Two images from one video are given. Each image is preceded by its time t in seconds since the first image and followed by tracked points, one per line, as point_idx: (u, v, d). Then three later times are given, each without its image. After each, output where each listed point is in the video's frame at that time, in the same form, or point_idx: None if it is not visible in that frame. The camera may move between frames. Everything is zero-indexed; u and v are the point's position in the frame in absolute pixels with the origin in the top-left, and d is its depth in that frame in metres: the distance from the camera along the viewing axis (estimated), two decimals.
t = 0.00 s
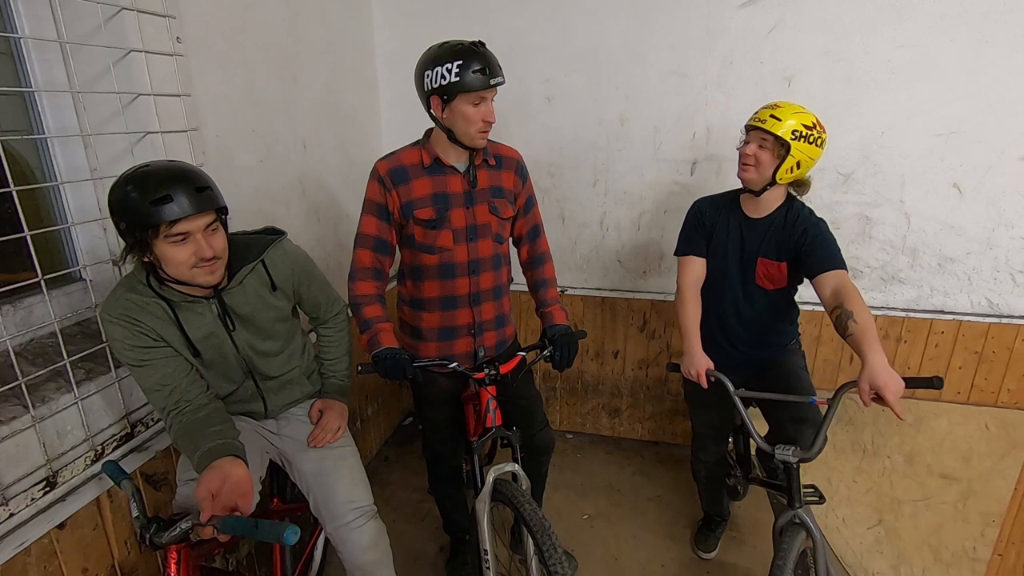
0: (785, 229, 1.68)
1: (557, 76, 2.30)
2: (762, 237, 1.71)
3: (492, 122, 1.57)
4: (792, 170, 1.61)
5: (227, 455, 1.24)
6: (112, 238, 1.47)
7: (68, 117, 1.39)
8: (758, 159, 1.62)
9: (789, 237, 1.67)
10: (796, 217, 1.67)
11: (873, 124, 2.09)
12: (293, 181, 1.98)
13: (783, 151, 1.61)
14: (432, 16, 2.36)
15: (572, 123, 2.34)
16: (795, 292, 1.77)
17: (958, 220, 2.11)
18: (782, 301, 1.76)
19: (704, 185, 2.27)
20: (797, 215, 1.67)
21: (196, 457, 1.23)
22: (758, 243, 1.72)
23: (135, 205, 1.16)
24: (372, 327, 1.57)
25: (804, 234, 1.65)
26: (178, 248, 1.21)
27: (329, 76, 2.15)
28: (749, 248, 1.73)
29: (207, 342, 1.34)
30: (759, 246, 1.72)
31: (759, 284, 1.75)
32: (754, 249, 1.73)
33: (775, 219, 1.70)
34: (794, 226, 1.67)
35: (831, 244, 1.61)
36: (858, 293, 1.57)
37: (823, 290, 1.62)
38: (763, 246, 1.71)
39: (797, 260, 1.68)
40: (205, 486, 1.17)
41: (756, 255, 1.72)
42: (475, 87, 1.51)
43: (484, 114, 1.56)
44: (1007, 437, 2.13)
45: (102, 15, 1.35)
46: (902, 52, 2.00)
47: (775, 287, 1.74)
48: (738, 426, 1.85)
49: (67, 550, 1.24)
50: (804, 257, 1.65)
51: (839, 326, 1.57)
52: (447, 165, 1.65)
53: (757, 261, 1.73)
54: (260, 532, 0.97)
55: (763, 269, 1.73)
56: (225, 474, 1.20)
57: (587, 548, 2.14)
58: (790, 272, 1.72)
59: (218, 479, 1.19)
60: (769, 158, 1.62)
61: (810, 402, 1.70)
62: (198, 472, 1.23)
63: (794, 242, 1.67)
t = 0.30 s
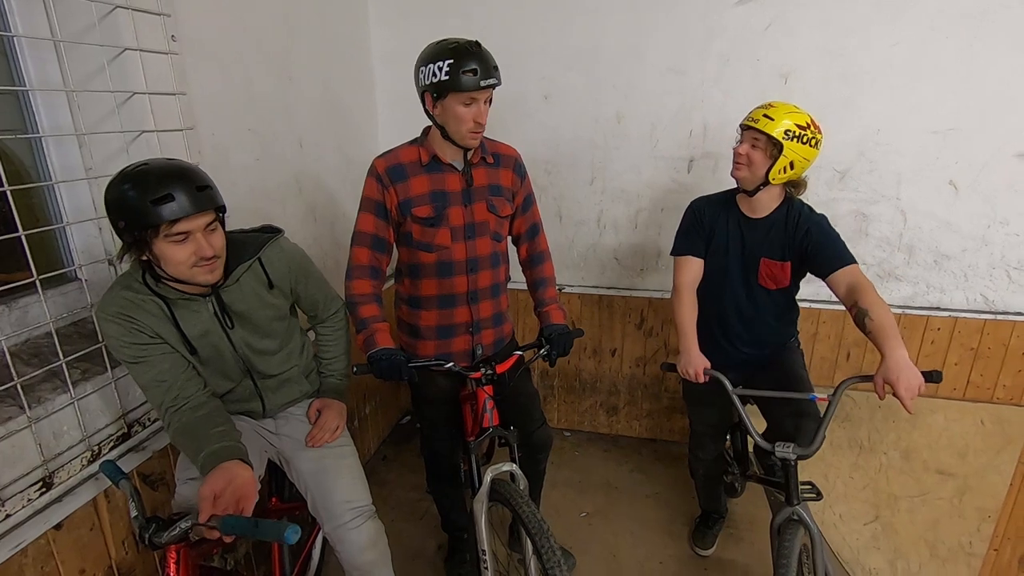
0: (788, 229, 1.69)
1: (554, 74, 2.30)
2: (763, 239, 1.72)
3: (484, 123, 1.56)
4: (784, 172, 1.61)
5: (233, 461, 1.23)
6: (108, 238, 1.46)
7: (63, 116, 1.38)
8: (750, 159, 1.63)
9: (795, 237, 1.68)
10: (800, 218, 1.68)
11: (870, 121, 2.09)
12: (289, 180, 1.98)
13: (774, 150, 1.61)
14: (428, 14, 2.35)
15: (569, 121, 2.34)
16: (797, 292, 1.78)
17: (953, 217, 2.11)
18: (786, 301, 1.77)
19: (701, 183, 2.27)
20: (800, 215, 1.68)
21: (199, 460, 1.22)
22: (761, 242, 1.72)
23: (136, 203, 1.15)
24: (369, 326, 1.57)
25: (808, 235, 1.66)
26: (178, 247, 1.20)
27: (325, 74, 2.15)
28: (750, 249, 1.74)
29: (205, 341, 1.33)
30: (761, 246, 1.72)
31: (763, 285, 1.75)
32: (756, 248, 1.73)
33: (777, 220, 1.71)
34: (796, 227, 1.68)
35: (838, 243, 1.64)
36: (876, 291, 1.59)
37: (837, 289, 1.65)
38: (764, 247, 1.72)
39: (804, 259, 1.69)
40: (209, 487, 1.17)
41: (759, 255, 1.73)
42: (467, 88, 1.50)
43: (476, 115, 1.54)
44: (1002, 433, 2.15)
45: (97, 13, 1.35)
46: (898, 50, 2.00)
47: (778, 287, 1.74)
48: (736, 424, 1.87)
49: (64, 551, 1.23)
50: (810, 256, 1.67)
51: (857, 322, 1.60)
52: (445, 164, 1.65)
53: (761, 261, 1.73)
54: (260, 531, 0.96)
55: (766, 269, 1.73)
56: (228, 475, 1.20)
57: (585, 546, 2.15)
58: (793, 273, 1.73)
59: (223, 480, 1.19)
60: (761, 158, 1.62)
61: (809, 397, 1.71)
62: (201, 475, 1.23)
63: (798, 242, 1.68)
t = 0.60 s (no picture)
0: (788, 227, 1.70)
1: (550, 71, 2.29)
2: (763, 237, 1.72)
3: (480, 121, 1.55)
4: (781, 175, 1.62)
5: (228, 468, 1.22)
6: (102, 238, 1.46)
7: (56, 115, 1.37)
8: (748, 161, 1.63)
9: (795, 235, 1.69)
10: (799, 214, 1.69)
11: (865, 117, 2.09)
12: (285, 179, 1.97)
13: (772, 153, 1.61)
14: (424, 12, 2.34)
15: (566, 118, 2.34)
16: (797, 291, 1.78)
17: (949, 213, 2.12)
18: (785, 299, 1.78)
19: (697, 180, 2.28)
20: (800, 213, 1.69)
21: (193, 468, 1.22)
22: (762, 240, 1.72)
23: (135, 200, 1.14)
24: (364, 325, 1.57)
25: (808, 232, 1.67)
26: (178, 244, 1.20)
27: (321, 73, 2.14)
28: (751, 247, 1.74)
29: (199, 341, 1.33)
30: (762, 245, 1.72)
31: (763, 283, 1.75)
32: (758, 245, 1.73)
33: (777, 218, 1.71)
34: (796, 225, 1.69)
35: (837, 239, 1.64)
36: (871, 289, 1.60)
37: (834, 287, 1.66)
38: (765, 246, 1.72)
39: (804, 256, 1.69)
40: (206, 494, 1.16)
41: (760, 253, 1.73)
42: (460, 85, 1.49)
43: (471, 112, 1.54)
44: (996, 427, 2.17)
45: (90, 12, 1.34)
46: (893, 47, 2.01)
47: (778, 286, 1.74)
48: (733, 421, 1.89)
49: (60, 552, 1.23)
50: (809, 253, 1.67)
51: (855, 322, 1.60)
52: (441, 162, 1.64)
53: (762, 259, 1.73)
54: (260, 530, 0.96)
55: (767, 267, 1.73)
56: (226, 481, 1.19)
57: (583, 543, 2.15)
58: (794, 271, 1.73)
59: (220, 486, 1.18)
60: (759, 160, 1.62)
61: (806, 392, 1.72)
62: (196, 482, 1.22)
63: (798, 239, 1.68)
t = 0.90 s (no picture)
0: (786, 225, 1.71)
1: (545, 71, 2.30)
2: (761, 236, 1.73)
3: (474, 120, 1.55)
4: (779, 175, 1.63)
5: (220, 465, 1.23)
6: (96, 240, 1.45)
7: (49, 117, 1.37)
8: (746, 162, 1.64)
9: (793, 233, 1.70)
10: (797, 212, 1.70)
11: (857, 116, 2.11)
12: (280, 180, 1.97)
13: (771, 154, 1.62)
14: (417, 12, 2.35)
15: (560, 118, 2.34)
16: (795, 289, 1.79)
17: (940, 211, 2.13)
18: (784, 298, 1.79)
19: (691, 179, 2.29)
20: (799, 211, 1.70)
21: (186, 466, 1.22)
22: (762, 239, 1.73)
23: (133, 205, 1.14)
24: (359, 326, 1.57)
25: (806, 230, 1.68)
26: (176, 248, 1.19)
27: (315, 73, 2.14)
28: (750, 246, 1.75)
29: (194, 344, 1.33)
30: (761, 243, 1.73)
31: (762, 282, 1.76)
32: (757, 244, 1.74)
33: (775, 217, 1.73)
34: (793, 223, 1.70)
35: (834, 236, 1.66)
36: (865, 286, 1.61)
37: (828, 282, 1.67)
38: (764, 244, 1.73)
39: (803, 253, 1.70)
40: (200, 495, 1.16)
41: (759, 252, 1.74)
42: (453, 85, 1.49)
43: (465, 112, 1.54)
44: (988, 423, 2.22)
45: (83, 13, 1.33)
46: (884, 46, 2.02)
47: (776, 284, 1.75)
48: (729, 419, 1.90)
49: (56, 555, 1.22)
50: (807, 250, 1.69)
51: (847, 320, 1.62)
52: (436, 162, 1.65)
53: (760, 258, 1.74)
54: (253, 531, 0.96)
55: (766, 266, 1.74)
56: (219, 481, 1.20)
57: (580, 542, 2.16)
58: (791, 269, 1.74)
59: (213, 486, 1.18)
60: (757, 162, 1.63)
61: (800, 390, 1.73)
62: (189, 481, 1.22)
63: (796, 237, 1.70)
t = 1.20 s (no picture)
0: (783, 224, 1.72)
1: (541, 71, 2.30)
2: (759, 235, 1.74)
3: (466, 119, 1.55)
4: (780, 176, 1.63)
5: (213, 472, 1.23)
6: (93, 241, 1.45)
7: (45, 118, 1.37)
8: (746, 163, 1.65)
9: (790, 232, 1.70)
10: (794, 211, 1.71)
11: (852, 115, 2.12)
12: (276, 181, 1.97)
13: (772, 155, 1.62)
14: (413, 12, 2.34)
15: (556, 118, 2.34)
16: (793, 288, 1.79)
17: (934, 209, 2.15)
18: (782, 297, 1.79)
19: (688, 179, 2.29)
20: (796, 210, 1.70)
21: (180, 470, 1.23)
22: (760, 238, 1.74)
23: (133, 207, 1.14)
24: (357, 327, 1.57)
25: (803, 229, 1.68)
26: (176, 251, 1.19)
27: (311, 73, 2.13)
28: (748, 245, 1.75)
29: (190, 346, 1.33)
30: (759, 242, 1.74)
31: (759, 281, 1.77)
32: (755, 242, 1.75)
33: (773, 216, 1.73)
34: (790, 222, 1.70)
35: (831, 234, 1.66)
36: (856, 279, 1.60)
37: (819, 276, 1.67)
38: (763, 243, 1.74)
39: (799, 252, 1.71)
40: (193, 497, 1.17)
41: (757, 250, 1.75)
42: (444, 83, 1.49)
43: (456, 110, 1.54)
44: (982, 419, 2.24)
45: (78, 14, 1.33)
46: (878, 46, 2.03)
47: (774, 283, 1.76)
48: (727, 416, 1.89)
49: (53, 558, 1.22)
50: (803, 249, 1.69)
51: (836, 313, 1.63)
52: (432, 163, 1.65)
53: (758, 257, 1.75)
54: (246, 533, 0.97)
55: (763, 265, 1.75)
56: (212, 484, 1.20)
57: (578, 540, 2.16)
58: (789, 267, 1.75)
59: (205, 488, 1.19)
60: (757, 162, 1.64)
61: (796, 388, 1.75)
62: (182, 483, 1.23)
63: (793, 236, 1.70)
